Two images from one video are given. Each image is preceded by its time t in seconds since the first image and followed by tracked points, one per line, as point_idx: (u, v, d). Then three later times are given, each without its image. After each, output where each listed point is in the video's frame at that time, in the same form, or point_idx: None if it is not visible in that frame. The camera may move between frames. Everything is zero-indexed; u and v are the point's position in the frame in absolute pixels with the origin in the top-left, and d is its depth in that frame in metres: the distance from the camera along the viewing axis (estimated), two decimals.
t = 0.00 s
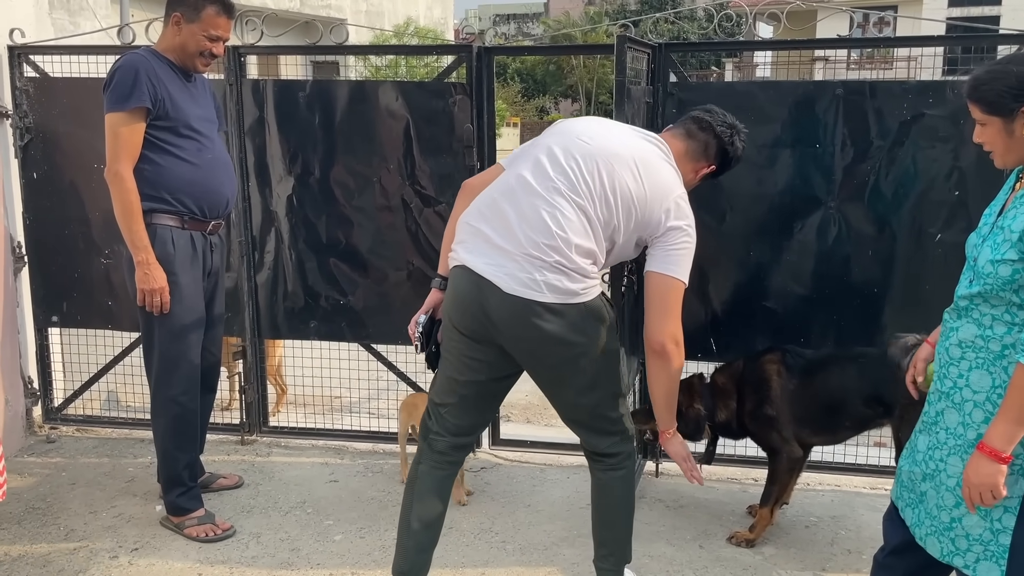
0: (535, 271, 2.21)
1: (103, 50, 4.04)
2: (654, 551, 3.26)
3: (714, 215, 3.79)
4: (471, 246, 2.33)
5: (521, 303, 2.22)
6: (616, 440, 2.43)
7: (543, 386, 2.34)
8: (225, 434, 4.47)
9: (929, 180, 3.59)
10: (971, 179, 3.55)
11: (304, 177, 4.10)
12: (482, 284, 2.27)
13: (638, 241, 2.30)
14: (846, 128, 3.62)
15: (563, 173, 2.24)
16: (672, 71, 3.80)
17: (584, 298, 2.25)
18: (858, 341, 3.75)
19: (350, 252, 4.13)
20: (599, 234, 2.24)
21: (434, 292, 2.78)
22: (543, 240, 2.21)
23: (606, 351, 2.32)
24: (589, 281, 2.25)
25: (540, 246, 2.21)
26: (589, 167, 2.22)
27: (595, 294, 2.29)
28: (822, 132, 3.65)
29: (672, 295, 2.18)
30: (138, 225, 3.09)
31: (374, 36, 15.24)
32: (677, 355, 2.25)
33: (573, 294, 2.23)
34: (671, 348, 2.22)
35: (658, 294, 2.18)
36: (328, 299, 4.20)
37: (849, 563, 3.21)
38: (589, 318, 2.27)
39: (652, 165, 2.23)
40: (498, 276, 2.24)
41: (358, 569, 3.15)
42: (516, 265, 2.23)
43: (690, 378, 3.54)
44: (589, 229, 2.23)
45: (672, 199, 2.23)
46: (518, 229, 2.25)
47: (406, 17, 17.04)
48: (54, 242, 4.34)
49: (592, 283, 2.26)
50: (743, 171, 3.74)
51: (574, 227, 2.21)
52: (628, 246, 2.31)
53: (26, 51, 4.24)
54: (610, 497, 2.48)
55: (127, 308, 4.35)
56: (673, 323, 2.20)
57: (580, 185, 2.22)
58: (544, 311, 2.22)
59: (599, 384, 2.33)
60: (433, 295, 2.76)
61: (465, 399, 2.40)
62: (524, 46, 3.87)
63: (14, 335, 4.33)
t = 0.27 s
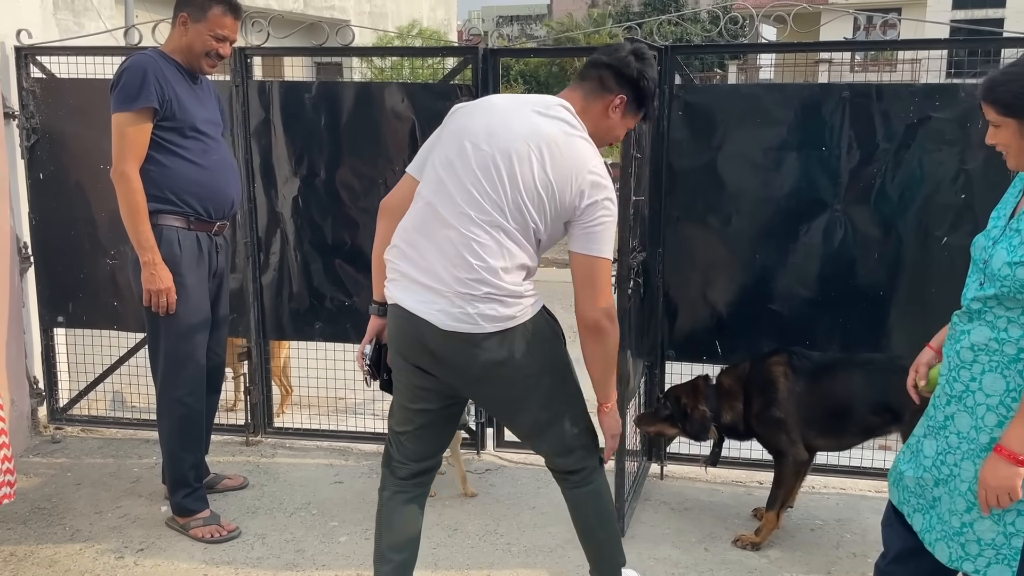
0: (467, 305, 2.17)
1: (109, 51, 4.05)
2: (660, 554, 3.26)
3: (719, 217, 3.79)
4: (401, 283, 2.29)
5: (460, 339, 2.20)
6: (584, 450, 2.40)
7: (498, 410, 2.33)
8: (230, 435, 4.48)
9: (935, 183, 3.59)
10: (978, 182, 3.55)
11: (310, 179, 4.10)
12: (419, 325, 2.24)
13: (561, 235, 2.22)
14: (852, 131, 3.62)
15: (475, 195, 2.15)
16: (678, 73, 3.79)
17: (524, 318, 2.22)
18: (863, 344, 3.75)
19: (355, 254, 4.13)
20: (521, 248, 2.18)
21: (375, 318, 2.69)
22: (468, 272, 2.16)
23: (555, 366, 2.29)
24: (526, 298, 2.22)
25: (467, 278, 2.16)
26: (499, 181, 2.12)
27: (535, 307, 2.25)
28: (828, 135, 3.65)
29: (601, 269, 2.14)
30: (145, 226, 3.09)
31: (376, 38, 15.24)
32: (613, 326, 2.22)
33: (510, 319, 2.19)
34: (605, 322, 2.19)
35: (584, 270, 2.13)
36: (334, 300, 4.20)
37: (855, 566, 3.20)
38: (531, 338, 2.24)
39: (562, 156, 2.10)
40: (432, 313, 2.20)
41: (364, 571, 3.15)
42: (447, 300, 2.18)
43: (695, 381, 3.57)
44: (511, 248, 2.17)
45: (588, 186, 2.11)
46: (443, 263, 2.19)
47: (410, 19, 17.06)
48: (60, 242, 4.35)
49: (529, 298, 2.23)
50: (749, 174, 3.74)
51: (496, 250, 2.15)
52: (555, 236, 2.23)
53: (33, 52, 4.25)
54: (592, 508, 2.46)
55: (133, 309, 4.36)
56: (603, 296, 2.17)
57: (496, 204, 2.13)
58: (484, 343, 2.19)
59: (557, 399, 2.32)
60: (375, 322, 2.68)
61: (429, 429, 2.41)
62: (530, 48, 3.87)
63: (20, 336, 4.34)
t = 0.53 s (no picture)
0: (374, 292, 2.09)
1: (117, 52, 4.07)
2: (664, 554, 3.27)
3: (724, 218, 3.80)
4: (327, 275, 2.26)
5: (369, 330, 2.11)
6: (531, 464, 2.20)
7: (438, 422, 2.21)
8: (235, 434, 4.49)
9: (940, 184, 3.59)
10: (983, 183, 3.55)
11: (316, 179, 4.11)
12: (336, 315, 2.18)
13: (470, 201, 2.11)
14: (858, 132, 3.63)
15: (388, 175, 2.11)
16: (683, 74, 3.80)
17: (438, 315, 2.07)
18: (868, 345, 3.75)
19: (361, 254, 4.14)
20: (432, 223, 2.10)
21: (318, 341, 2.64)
22: (377, 259, 2.09)
23: (483, 374, 2.12)
24: (442, 291, 2.07)
25: (376, 265, 2.09)
26: (409, 157, 2.07)
27: (456, 305, 2.09)
28: (833, 136, 3.66)
29: (489, 208, 2.03)
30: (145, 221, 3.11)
31: (381, 39, 15.27)
32: (496, 267, 2.11)
33: (418, 311, 2.06)
34: (489, 265, 2.08)
35: (470, 208, 2.03)
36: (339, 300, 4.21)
37: (860, 567, 3.20)
38: (445, 336, 2.09)
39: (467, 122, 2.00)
40: (345, 303, 2.15)
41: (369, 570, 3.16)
42: (357, 289, 2.12)
43: (700, 378, 3.56)
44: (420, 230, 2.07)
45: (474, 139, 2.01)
46: (357, 251, 2.15)
47: (414, 20, 17.09)
48: (67, 241, 4.36)
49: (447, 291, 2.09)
50: (754, 175, 3.74)
51: (406, 233, 2.07)
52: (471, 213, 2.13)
53: (41, 53, 4.27)
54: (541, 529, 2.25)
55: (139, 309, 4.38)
56: (491, 237, 2.06)
57: (408, 184, 2.08)
58: (391, 334, 2.09)
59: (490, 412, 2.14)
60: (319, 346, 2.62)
61: (399, 436, 2.37)
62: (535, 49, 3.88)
63: (27, 335, 4.36)
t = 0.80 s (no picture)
0: (302, 293, 2.04)
1: (125, 53, 4.09)
2: (671, 553, 3.28)
3: (730, 219, 3.81)
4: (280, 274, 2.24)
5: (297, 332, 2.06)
6: (416, 504, 2.11)
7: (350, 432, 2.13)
8: (242, 434, 4.51)
9: (947, 185, 3.60)
10: (989, 184, 3.55)
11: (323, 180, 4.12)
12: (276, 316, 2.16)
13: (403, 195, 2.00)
14: (864, 133, 3.63)
15: (321, 168, 2.05)
16: (689, 75, 3.81)
17: (359, 321, 1.98)
18: (874, 346, 3.75)
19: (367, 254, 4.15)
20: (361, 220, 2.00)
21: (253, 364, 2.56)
22: (307, 257, 2.04)
23: (391, 398, 2.03)
24: (366, 296, 1.98)
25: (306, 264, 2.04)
26: (337, 148, 2.00)
27: (383, 312, 1.99)
28: (839, 136, 3.66)
29: (421, 194, 1.88)
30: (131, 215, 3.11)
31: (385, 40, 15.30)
32: (440, 261, 1.95)
33: (339, 316, 1.98)
34: (429, 256, 1.92)
35: (400, 194, 1.88)
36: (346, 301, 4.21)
37: (866, 567, 3.21)
38: (363, 348, 2.00)
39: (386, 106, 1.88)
40: (281, 303, 2.11)
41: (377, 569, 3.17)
42: (291, 289, 2.08)
43: (704, 376, 3.60)
44: (345, 228, 1.99)
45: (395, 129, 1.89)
46: (294, 249, 2.11)
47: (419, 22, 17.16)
48: (75, 241, 4.38)
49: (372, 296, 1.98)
50: (760, 176, 3.75)
51: (333, 231, 2.00)
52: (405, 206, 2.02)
53: (50, 54, 4.29)
54: None
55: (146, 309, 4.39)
56: (429, 225, 1.90)
57: (336, 179, 2.01)
58: (316, 338, 2.03)
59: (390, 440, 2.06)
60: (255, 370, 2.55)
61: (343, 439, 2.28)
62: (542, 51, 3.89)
63: (35, 334, 4.37)
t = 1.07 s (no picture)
0: (228, 316, 2.05)
1: (132, 53, 4.10)
2: (679, 554, 3.26)
3: (738, 219, 3.79)
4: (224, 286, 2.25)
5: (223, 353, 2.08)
6: (324, 543, 2.07)
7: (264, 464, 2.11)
8: (249, 435, 4.51)
9: (955, 184, 3.58)
10: (999, 183, 3.53)
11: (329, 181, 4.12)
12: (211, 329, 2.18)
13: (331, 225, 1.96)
14: (872, 132, 3.62)
15: (252, 190, 2.02)
16: (696, 75, 3.80)
17: (278, 351, 1.98)
18: (883, 346, 3.73)
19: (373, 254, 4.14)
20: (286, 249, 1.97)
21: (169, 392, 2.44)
22: (235, 280, 2.04)
23: (302, 435, 2.01)
24: (284, 328, 1.97)
25: (235, 286, 2.04)
26: (266, 173, 1.96)
27: (302, 345, 1.97)
28: (848, 136, 3.65)
29: (361, 232, 1.82)
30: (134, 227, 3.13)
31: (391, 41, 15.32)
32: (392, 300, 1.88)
33: (256, 346, 1.99)
34: (378, 293, 1.86)
35: (342, 233, 1.83)
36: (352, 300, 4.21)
37: (875, 568, 3.19)
38: (278, 374, 1.99)
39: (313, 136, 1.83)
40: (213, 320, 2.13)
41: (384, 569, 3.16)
42: (220, 309, 2.10)
43: (711, 379, 3.58)
44: (268, 255, 1.98)
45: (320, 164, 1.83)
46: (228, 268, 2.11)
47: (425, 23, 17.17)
48: (82, 242, 4.39)
49: (290, 327, 1.97)
50: (768, 175, 3.74)
51: (256, 258, 1.99)
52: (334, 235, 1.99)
53: (57, 55, 4.30)
54: None
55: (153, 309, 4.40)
56: (376, 262, 1.85)
57: (266, 204, 1.98)
58: (240, 363, 2.04)
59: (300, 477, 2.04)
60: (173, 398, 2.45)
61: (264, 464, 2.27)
62: (549, 51, 3.89)
63: (43, 335, 4.38)
